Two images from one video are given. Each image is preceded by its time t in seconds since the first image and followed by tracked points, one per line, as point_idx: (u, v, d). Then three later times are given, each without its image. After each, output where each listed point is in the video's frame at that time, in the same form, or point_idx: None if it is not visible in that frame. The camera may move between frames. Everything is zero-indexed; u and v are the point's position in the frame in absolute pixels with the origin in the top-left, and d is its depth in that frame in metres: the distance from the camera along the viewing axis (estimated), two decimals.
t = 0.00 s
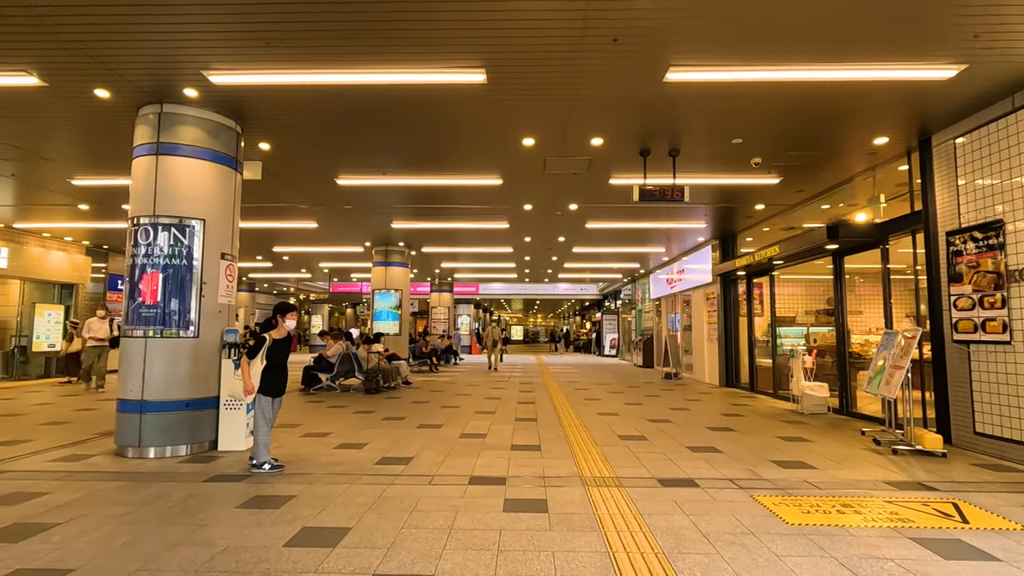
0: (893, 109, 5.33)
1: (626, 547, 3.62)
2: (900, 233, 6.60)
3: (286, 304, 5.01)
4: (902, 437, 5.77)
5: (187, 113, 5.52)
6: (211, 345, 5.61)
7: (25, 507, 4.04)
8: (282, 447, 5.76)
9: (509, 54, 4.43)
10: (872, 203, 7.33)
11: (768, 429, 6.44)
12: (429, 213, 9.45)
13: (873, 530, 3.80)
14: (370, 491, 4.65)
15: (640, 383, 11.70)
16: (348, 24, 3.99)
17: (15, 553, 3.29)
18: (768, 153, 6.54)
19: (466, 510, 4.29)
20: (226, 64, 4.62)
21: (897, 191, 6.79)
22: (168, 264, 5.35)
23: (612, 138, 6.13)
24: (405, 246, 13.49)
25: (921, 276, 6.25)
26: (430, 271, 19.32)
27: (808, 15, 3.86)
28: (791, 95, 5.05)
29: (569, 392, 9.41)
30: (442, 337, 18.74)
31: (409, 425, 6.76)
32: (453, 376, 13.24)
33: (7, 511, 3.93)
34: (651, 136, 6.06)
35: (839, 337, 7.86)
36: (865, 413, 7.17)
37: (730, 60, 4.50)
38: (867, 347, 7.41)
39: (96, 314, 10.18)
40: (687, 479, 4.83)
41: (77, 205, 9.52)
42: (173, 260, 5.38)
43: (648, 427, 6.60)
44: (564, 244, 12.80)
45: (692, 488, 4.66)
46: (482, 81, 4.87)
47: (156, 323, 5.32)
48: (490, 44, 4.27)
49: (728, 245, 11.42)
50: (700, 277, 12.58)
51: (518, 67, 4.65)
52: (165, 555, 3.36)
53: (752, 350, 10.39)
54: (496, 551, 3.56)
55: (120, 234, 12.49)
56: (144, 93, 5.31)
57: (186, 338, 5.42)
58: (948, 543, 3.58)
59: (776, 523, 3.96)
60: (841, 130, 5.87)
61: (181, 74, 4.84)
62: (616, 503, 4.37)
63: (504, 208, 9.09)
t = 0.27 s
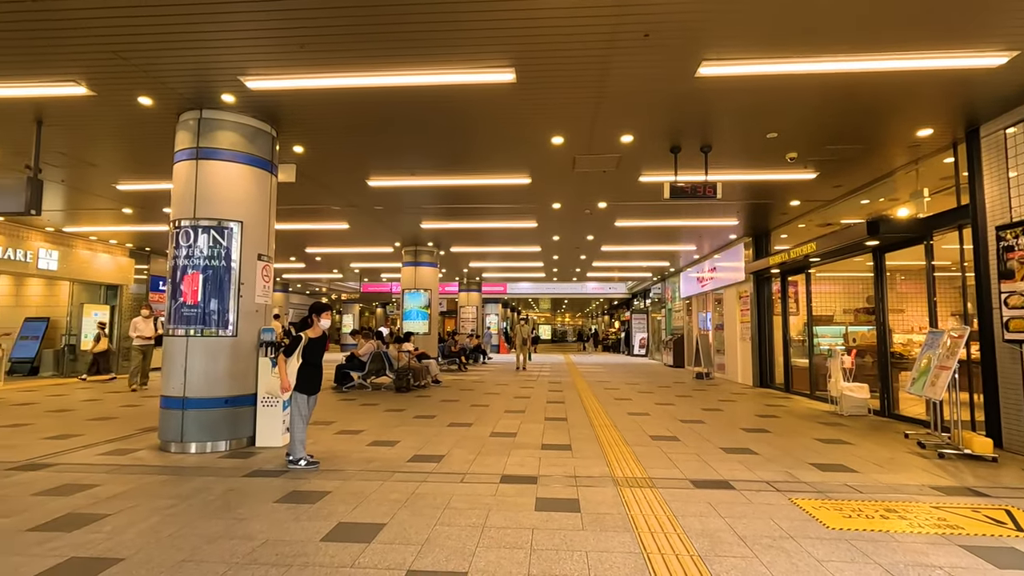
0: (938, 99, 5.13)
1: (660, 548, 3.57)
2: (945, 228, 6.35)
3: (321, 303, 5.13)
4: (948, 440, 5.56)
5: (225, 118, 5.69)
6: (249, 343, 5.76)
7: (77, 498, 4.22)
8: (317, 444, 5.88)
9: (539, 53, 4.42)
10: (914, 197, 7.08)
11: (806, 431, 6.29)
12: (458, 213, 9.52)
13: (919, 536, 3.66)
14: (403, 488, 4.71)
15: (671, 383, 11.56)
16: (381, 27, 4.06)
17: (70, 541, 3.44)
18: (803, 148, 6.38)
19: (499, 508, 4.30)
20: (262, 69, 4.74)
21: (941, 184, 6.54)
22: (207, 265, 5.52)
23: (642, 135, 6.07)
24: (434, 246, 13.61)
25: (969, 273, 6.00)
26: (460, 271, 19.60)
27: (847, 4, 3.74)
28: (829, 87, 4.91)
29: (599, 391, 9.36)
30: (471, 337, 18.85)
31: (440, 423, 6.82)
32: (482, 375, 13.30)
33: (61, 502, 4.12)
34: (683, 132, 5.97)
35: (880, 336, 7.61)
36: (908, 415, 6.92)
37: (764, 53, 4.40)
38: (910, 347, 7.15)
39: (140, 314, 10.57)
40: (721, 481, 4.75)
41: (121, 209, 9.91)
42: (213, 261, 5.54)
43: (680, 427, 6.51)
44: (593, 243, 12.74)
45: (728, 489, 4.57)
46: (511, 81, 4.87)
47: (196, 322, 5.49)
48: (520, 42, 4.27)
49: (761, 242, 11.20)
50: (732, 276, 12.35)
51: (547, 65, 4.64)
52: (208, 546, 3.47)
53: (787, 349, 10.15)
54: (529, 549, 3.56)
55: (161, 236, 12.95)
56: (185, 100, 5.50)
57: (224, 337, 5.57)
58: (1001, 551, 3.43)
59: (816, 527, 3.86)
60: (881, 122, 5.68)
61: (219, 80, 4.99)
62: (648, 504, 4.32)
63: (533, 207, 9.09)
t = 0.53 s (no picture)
0: (992, 86, 4.87)
1: (698, 551, 3.51)
2: (1000, 221, 6.02)
3: (356, 302, 5.20)
4: (1003, 444, 5.29)
5: (264, 123, 5.85)
6: (288, 342, 5.91)
7: (128, 490, 4.40)
8: (353, 441, 5.99)
9: (571, 50, 4.40)
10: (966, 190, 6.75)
11: (848, 434, 6.08)
12: (489, 212, 9.54)
13: (974, 545, 3.49)
14: (437, 485, 4.75)
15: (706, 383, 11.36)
16: (414, 29, 4.10)
17: (122, 532, 3.59)
18: (845, 140, 6.16)
19: (533, 508, 4.29)
20: (299, 74, 4.85)
21: (995, 176, 6.22)
22: (248, 265, 5.68)
23: (675, 130, 5.97)
24: (465, 246, 13.68)
25: None
26: (490, 271, 19.64)
27: None
28: (874, 76, 4.73)
29: (632, 391, 9.26)
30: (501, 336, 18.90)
31: (472, 421, 6.86)
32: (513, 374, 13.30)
33: (114, 493, 4.30)
34: (717, 126, 5.85)
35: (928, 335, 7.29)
36: (960, 418, 6.62)
37: (801, 42, 4.25)
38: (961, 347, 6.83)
39: (184, 314, 10.94)
40: (761, 484, 4.64)
41: (165, 212, 10.28)
42: (253, 262, 5.69)
43: (716, 429, 6.38)
44: (624, 241, 12.61)
45: (768, 493, 4.46)
46: (542, 79, 4.86)
47: (238, 322, 5.66)
48: (552, 40, 4.24)
49: (801, 239, 10.88)
50: (768, 273, 12.05)
51: (579, 63, 4.61)
52: (251, 539, 3.56)
53: (828, 349, 9.84)
54: (564, 549, 3.54)
55: (203, 239, 13.39)
56: (226, 105, 5.67)
57: (264, 335, 5.72)
58: None
59: (861, 533, 3.73)
60: (928, 112, 5.44)
61: (258, 86, 5.13)
62: (685, 506, 4.25)
63: (564, 205, 9.06)
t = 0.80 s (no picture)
0: None
1: (739, 555, 3.43)
2: None
3: (393, 301, 5.27)
4: None
5: (301, 126, 6.00)
6: (325, 341, 6.03)
7: (177, 483, 4.57)
8: (389, 438, 6.07)
9: (605, 46, 4.35)
10: None
11: (897, 437, 5.84)
12: (521, 211, 9.54)
13: None
14: (472, 483, 4.77)
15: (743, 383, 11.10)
16: (448, 29, 4.13)
17: (171, 523, 3.74)
18: (892, 131, 5.92)
19: (568, 508, 4.27)
20: (337, 78, 4.95)
21: None
22: (287, 266, 5.82)
23: (712, 125, 5.85)
24: (497, 245, 13.74)
25: None
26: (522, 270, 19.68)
27: None
28: (924, 63, 4.51)
29: (667, 391, 9.12)
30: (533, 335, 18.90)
31: (506, 420, 6.87)
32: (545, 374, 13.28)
33: (163, 486, 4.48)
34: (756, 119, 5.69)
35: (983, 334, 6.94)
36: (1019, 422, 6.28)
37: (845, 30, 4.09)
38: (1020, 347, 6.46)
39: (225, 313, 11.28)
40: (804, 488, 4.50)
41: (208, 215, 10.65)
42: (292, 263, 5.84)
43: (756, 430, 6.21)
44: (658, 239, 12.44)
45: (811, 497, 4.33)
46: (575, 76, 4.82)
47: (278, 321, 5.81)
48: (585, 36, 4.20)
49: (844, 235, 10.52)
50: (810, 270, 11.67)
51: (613, 59, 4.55)
52: (292, 533, 3.65)
53: (874, 349, 9.48)
54: (601, 550, 3.51)
55: (244, 240, 13.83)
56: (265, 110, 5.83)
57: (303, 334, 5.86)
58: None
59: (912, 541, 3.57)
60: (983, 100, 5.17)
61: (298, 90, 5.25)
62: (724, 509, 4.16)
63: (597, 203, 8.99)
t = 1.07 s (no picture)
0: None
1: (784, 561, 3.33)
2: None
3: (429, 300, 5.29)
4: None
5: (339, 129, 6.13)
6: (363, 339, 6.15)
7: (224, 477, 4.74)
8: (425, 435, 6.15)
9: (640, 41, 4.28)
10: None
11: (953, 441, 5.56)
12: (555, 209, 9.50)
13: None
14: (509, 482, 4.78)
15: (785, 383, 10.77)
16: (481, 28, 4.13)
17: (219, 516, 3.87)
18: (946, 120, 5.63)
19: (604, 508, 4.23)
20: (374, 80, 5.02)
21: None
22: (327, 266, 5.96)
23: (751, 118, 5.69)
24: (531, 244, 13.74)
25: None
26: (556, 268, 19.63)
27: None
28: (981, 46, 4.27)
29: (706, 391, 8.94)
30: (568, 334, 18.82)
31: (541, 419, 6.86)
32: (580, 373, 13.22)
33: (211, 479, 4.66)
34: (798, 111, 5.49)
35: None
36: None
37: (895, 15, 3.91)
38: None
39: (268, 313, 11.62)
40: (853, 493, 4.33)
41: (251, 218, 11.02)
42: (331, 263, 5.97)
43: (800, 432, 6.02)
44: (695, 236, 12.21)
45: (860, 502, 4.16)
46: (610, 72, 4.76)
47: (318, 320, 5.95)
48: (619, 30, 4.14)
49: (894, 230, 10.09)
50: (857, 267, 11.25)
51: (648, 53, 4.47)
52: (333, 528, 3.74)
53: (926, 349, 9.05)
54: (640, 552, 3.46)
55: (285, 241, 14.25)
56: (304, 114, 5.98)
57: (342, 333, 5.99)
58: None
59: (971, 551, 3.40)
60: None
61: (336, 93, 5.35)
62: (767, 513, 4.04)
63: (633, 200, 8.87)
